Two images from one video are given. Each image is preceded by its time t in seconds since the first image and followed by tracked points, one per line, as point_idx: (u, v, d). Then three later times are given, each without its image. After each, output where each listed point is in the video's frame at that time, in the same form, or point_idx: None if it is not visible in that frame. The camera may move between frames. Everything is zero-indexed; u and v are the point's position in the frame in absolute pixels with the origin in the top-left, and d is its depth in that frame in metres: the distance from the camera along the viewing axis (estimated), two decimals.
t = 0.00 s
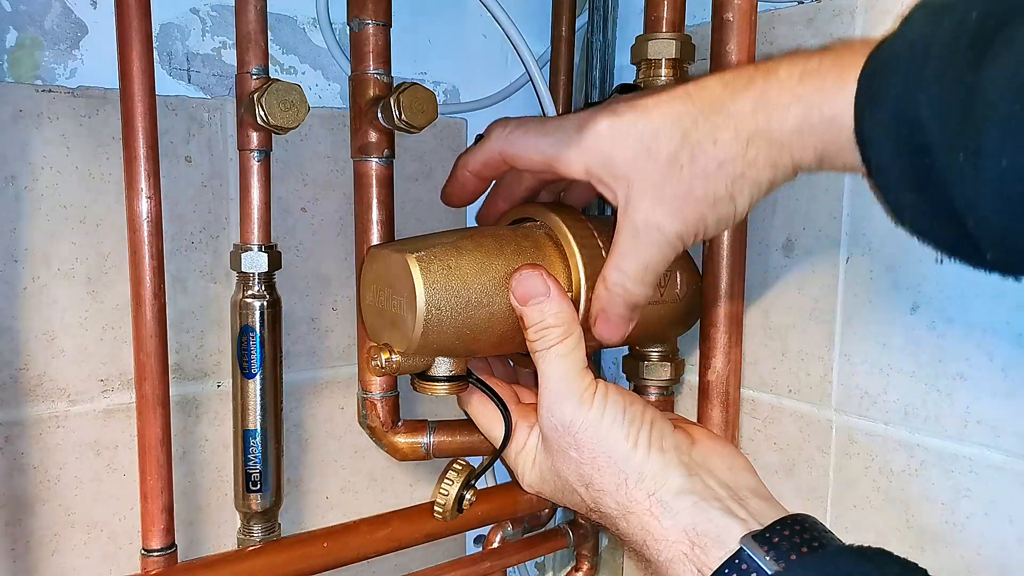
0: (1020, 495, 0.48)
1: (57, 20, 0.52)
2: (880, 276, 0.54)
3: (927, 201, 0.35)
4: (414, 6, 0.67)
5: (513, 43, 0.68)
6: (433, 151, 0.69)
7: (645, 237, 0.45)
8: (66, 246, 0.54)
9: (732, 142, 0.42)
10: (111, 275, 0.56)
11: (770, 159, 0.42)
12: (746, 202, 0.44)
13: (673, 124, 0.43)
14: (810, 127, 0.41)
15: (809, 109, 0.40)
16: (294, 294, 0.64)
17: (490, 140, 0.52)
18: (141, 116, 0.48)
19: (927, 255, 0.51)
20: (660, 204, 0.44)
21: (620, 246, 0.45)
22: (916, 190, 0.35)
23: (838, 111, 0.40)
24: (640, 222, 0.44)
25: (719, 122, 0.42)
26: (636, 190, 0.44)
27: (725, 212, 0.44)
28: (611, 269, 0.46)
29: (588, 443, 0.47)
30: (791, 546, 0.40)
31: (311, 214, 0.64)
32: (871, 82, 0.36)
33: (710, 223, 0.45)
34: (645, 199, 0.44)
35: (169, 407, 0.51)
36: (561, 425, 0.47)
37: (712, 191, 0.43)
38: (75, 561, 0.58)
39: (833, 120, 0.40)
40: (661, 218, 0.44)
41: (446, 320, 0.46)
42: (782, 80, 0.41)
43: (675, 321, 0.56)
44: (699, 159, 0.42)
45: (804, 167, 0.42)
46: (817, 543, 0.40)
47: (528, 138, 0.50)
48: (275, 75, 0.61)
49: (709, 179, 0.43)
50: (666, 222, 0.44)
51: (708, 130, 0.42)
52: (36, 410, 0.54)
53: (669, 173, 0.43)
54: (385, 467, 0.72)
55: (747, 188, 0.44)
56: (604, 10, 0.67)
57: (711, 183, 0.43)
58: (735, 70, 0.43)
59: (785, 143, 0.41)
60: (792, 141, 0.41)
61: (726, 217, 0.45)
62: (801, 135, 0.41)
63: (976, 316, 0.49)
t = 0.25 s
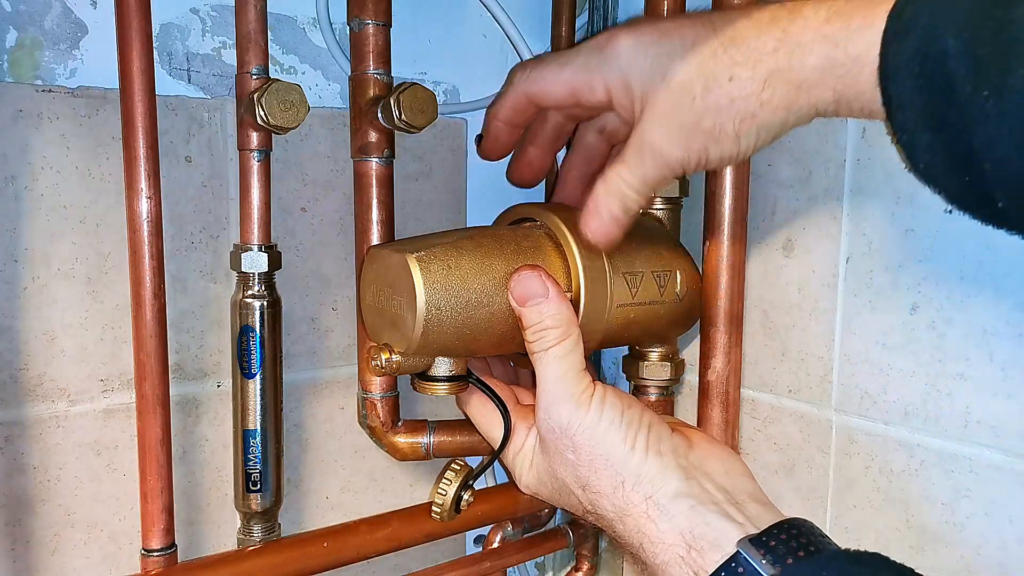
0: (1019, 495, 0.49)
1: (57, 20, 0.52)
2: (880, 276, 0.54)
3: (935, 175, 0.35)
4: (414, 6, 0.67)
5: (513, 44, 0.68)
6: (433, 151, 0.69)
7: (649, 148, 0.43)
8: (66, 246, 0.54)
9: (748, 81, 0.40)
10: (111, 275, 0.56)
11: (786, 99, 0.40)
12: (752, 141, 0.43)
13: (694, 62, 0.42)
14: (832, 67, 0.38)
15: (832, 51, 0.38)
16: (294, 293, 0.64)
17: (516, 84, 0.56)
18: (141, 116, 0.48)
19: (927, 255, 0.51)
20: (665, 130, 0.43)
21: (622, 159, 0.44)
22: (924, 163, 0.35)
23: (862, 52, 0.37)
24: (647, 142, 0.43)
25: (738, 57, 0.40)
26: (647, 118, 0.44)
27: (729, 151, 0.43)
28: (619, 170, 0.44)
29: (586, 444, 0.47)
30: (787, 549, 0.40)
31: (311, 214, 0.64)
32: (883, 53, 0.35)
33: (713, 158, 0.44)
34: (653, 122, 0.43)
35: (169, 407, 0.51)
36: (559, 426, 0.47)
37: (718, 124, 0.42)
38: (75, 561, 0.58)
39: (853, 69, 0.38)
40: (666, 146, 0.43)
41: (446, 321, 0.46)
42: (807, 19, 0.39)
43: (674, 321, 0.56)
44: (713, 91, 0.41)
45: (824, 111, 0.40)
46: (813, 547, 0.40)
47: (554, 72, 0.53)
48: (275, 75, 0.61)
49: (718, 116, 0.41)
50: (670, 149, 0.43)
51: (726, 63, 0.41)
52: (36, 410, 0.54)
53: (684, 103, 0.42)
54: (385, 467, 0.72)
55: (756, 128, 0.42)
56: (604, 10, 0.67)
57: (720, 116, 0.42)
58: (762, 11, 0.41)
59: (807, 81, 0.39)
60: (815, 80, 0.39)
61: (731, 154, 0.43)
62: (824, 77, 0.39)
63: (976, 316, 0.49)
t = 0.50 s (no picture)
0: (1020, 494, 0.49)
1: (58, 20, 0.52)
2: (880, 276, 0.54)
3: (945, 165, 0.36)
4: (414, 6, 0.67)
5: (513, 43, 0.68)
6: (433, 151, 0.69)
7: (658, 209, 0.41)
8: (66, 246, 0.54)
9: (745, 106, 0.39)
10: (111, 275, 0.56)
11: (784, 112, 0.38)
12: (759, 162, 0.41)
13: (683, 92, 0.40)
14: (823, 84, 0.37)
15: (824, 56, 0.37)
16: (294, 293, 0.64)
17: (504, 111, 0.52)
18: (141, 115, 0.48)
19: (927, 255, 0.51)
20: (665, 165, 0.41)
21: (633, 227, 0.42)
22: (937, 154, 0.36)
23: (853, 69, 0.36)
24: (651, 189, 0.41)
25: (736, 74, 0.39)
26: (649, 154, 0.41)
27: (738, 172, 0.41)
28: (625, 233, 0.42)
29: (587, 444, 0.47)
30: (789, 549, 0.40)
31: (311, 214, 0.64)
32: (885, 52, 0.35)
33: (723, 187, 0.41)
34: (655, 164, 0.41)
35: (169, 407, 0.51)
36: (560, 425, 0.47)
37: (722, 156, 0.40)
38: (75, 561, 0.58)
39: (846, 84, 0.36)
40: (669, 183, 0.41)
41: (446, 321, 0.46)
42: (801, 38, 0.37)
43: (674, 320, 0.56)
44: (711, 121, 0.39)
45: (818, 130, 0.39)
46: (815, 547, 0.40)
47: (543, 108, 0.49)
48: (275, 75, 0.61)
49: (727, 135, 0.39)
50: (677, 187, 0.41)
51: (719, 92, 0.39)
52: (36, 410, 0.54)
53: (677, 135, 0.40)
54: (385, 467, 0.72)
55: (759, 146, 0.40)
56: (604, 10, 0.67)
57: (726, 147, 0.40)
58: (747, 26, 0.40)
59: (799, 100, 0.38)
60: (806, 96, 0.38)
61: (739, 180, 0.41)
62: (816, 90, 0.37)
63: (977, 316, 0.49)
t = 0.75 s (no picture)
0: (1020, 495, 0.49)
1: (58, 20, 0.52)
2: (880, 276, 0.54)
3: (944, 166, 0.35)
4: (414, 6, 0.67)
5: (513, 43, 0.68)
6: (433, 151, 0.69)
7: (653, 192, 0.41)
8: (66, 246, 0.54)
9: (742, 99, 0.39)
10: (111, 275, 0.56)
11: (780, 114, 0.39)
12: (755, 159, 0.41)
13: (686, 73, 0.40)
14: (822, 85, 0.37)
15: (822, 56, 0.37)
16: (294, 293, 0.64)
17: (504, 121, 0.54)
18: (141, 115, 0.48)
19: (927, 255, 0.51)
20: (664, 150, 0.41)
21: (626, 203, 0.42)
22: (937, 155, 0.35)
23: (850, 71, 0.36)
24: (649, 173, 0.41)
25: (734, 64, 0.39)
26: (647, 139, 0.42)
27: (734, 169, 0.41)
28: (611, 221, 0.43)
29: (585, 445, 0.47)
30: (788, 552, 0.40)
31: (311, 214, 0.64)
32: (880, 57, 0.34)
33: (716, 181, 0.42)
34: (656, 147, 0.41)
35: (169, 407, 0.51)
36: (558, 426, 0.47)
37: (722, 146, 0.40)
38: (75, 561, 0.58)
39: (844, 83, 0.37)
40: (669, 170, 0.41)
41: (447, 321, 0.46)
42: (795, 37, 0.37)
43: (675, 320, 0.56)
44: (710, 116, 0.40)
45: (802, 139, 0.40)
46: (814, 549, 0.40)
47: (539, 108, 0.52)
48: (276, 75, 0.61)
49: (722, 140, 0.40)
50: (674, 174, 0.41)
51: (719, 88, 0.39)
52: (36, 410, 0.54)
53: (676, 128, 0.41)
54: (385, 467, 0.72)
55: (756, 148, 0.40)
56: (604, 10, 0.67)
57: (722, 141, 0.40)
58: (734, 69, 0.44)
59: (797, 102, 0.38)
60: (806, 100, 0.38)
61: (733, 176, 0.42)
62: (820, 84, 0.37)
63: (977, 316, 0.49)
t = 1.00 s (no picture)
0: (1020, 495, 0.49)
1: (57, 20, 0.52)
2: (880, 276, 0.54)
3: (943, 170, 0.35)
4: (414, 6, 0.67)
5: (513, 43, 0.68)
6: (433, 151, 0.69)
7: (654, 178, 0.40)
8: (66, 246, 0.54)
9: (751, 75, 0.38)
10: (111, 275, 0.56)
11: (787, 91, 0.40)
12: (760, 136, 0.40)
13: (684, 61, 0.40)
14: (828, 52, 0.37)
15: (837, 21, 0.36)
16: (294, 293, 0.64)
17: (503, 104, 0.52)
18: (141, 115, 0.48)
19: (927, 256, 0.51)
20: (665, 132, 0.40)
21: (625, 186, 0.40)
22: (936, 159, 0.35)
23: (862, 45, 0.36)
24: (649, 158, 0.40)
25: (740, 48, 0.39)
26: (649, 126, 0.41)
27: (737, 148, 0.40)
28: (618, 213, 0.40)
29: (585, 445, 0.47)
30: (788, 552, 0.40)
31: (311, 214, 0.64)
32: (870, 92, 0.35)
33: (718, 161, 0.40)
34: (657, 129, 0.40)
35: (169, 407, 0.51)
36: (557, 426, 0.47)
37: (722, 124, 0.39)
38: (75, 561, 0.58)
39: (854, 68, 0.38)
40: (667, 151, 0.40)
41: (447, 321, 0.46)
42: (808, 5, 0.37)
43: (675, 320, 0.56)
44: (713, 89, 0.39)
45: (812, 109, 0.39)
46: (815, 550, 0.40)
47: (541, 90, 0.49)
48: (275, 75, 0.61)
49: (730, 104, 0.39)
50: (674, 156, 0.39)
51: (720, 61, 0.39)
52: (36, 410, 0.54)
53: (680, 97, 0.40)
54: (385, 467, 0.72)
55: (759, 120, 0.39)
56: (604, 10, 0.67)
57: (724, 114, 0.39)
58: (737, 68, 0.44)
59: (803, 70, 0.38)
60: (814, 68, 0.37)
61: (737, 155, 0.40)
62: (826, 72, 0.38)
63: (977, 316, 0.49)
